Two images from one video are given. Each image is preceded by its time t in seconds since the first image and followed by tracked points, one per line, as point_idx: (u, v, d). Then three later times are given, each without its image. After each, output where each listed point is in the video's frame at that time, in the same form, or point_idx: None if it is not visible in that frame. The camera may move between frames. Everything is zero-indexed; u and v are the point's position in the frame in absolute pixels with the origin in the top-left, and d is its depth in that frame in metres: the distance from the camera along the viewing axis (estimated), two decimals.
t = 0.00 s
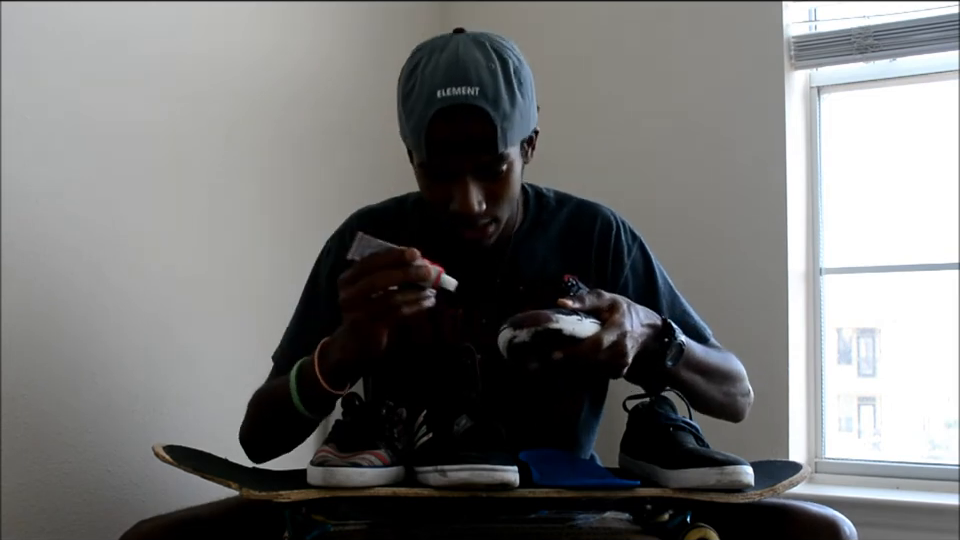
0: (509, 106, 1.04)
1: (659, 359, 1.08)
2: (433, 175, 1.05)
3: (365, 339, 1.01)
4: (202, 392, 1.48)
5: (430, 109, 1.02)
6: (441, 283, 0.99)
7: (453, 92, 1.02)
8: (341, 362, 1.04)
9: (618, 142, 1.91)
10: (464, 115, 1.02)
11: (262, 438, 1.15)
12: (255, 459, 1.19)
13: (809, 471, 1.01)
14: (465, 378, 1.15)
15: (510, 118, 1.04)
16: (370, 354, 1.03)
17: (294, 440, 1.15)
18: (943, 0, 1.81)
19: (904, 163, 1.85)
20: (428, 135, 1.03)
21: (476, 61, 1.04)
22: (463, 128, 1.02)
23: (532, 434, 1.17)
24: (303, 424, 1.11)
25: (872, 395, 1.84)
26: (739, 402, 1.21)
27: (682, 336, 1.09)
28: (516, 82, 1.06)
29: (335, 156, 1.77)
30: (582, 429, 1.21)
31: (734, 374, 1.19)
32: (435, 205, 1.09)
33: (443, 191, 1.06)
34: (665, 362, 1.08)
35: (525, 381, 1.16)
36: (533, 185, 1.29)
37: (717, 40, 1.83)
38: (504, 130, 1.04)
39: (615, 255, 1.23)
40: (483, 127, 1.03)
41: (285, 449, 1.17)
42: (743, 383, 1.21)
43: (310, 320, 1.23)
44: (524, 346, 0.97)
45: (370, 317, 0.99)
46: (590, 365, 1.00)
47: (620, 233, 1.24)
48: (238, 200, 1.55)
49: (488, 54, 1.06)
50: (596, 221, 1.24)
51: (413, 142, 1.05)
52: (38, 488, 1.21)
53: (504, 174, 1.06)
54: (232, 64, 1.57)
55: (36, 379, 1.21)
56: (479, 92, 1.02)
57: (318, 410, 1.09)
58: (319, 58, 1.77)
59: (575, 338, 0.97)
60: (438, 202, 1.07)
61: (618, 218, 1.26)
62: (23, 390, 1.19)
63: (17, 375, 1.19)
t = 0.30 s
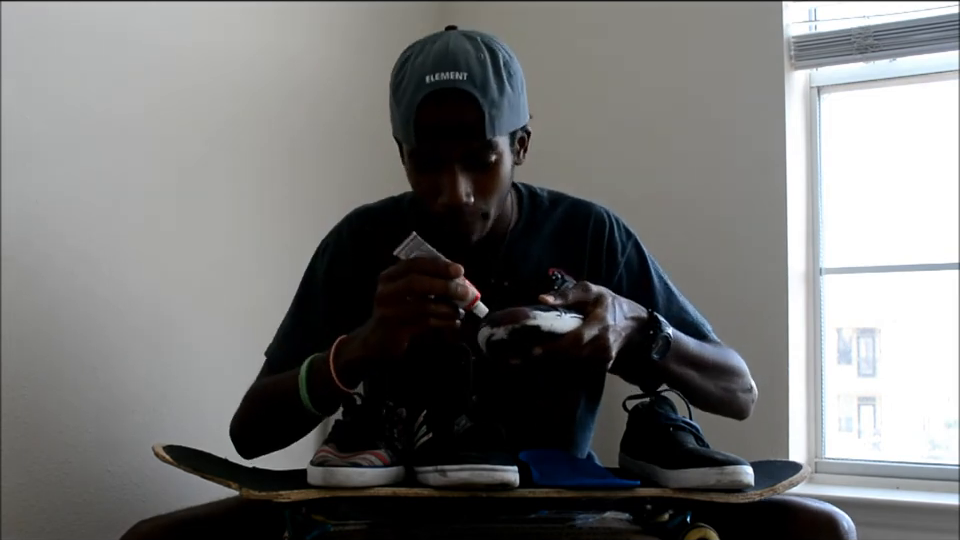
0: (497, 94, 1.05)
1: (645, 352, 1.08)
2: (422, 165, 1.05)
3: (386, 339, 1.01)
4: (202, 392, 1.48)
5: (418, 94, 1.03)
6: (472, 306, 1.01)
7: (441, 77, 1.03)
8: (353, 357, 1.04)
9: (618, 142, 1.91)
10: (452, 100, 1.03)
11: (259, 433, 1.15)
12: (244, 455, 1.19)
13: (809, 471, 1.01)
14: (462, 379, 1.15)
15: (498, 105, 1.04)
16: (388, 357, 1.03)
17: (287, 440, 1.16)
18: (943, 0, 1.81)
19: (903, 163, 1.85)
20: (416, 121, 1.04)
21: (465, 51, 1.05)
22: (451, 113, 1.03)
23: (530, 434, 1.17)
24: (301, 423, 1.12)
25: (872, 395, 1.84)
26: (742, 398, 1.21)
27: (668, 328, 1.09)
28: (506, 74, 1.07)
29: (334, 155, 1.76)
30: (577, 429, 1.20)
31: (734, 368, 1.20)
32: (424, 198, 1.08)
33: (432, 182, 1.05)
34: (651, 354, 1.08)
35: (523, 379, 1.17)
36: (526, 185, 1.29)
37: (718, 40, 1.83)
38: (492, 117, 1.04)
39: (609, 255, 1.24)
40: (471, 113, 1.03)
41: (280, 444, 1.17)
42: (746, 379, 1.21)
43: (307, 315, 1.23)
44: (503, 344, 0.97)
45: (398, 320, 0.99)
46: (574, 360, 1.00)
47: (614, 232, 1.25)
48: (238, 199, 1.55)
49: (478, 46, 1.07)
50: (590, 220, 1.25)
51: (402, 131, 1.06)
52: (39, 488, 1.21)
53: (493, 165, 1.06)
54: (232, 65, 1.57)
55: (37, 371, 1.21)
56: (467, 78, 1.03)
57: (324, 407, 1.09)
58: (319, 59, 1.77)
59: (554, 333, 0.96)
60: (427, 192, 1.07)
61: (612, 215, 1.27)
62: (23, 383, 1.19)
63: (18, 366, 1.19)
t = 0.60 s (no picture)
0: (493, 116, 1.04)
1: (640, 348, 1.08)
2: (421, 187, 1.05)
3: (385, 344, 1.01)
4: (202, 391, 1.48)
5: (414, 120, 1.03)
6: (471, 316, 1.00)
7: (436, 103, 1.02)
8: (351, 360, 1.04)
9: (618, 141, 1.91)
10: (448, 126, 1.02)
11: (256, 426, 1.16)
12: (237, 444, 1.20)
13: (809, 471, 1.01)
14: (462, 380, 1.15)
15: (495, 127, 1.04)
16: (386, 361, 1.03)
17: (281, 433, 1.16)
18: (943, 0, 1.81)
19: (903, 163, 1.85)
20: (413, 146, 1.03)
21: (460, 71, 1.05)
22: (447, 140, 1.02)
23: (531, 435, 1.17)
24: (297, 418, 1.13)
25: (872, 395, 1.84)
26: (744, 392, 1.21)
27: (665, 325, 1.09)
28: (501, 91, 1.07)
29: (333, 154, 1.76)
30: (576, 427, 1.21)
31: (734, 362, 1.19)
32: (425, 216, 1.09)
33: (431, 203, 1.06)
34: (647, 350, 1.08)
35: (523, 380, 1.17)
36: (525, 184, 1.29)
37: (718, 40, 1.83)
38: (489, 140, 1.04)
39: (608, 253, 1.24)
40: (467, 138, 1.02)
41: (276, 436, 1.18)
42: (747, 373, 1.21)
43: (309, 306, 1.24)
44: (490, 344, 0.98)
45: (398, 324, 0.99)
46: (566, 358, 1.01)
47: (613, 231, 1.25)
48: (237, 199, 1.55)
49: (473, 64, 1.07)
50: (589, 220, 1.25)
51: (400, 154, 1.06)
52: (39, 488, 1.21)
53: (493, 183, 1.06)
54: (232, 65, 1.57)
55: (37, 363, 1.21)
56: (463, 102, 1.02)
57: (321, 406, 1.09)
58: (319, 59, 1.78)
59: (541, 332, 0.97)
60: (428, 212, 1.07)
61: (610, 213, 1.27)
62: (22, 374, 1.19)
63: (18, 357, 1.19)
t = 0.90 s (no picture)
0: (490, 114, 1.04)
1: (638, 351, 1.09)
2: (419, 188, 1.06)
3: (402, 326, 1.00)
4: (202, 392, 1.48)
5: (411, 119, 1.03)
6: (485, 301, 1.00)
7: (432, 101, 1.02)
8: (362, 346, 1.04)
9: (617, 141, 1.90)
10: (444, 125, 1.02)
11: (255, 425, 1.16)
12: (233, 445, 1.20)
13: (809, 471, 1.02)
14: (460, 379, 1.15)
15: (491, 126, 1.04)
16: (399, 347, 1.03)
17: (277, 433, 1.17)
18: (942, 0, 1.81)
19: (903, 163, 1.85)
20: (410, 146, 1.03)
21: (455, 69, 1.05)
22: (444, 139, 1.02)
23: (530, 435, 1.17)
24: (293, 417, 1.13)
25: (872, 395, 1.81)
26: (745, 393, 1.21)
27: (664, 329, 1.09)
28: (497, 88, 1.07)
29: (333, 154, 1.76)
30: (575, 426, 1.21)
31: (735, 363, 1.19)
32: (423, 217, 1.09)
33: (430, 203, 1.06)
34: (644, 354, 1.08)
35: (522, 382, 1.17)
36: (524, 185, 1.29)
37: (718, 40, 1.83)
38: (486, 139, 1.04)
39: (608, 253, 1.23)
40: (463, 137, 1.03)
41: (275, 436, 1.18)
42: (747, 373, 1.21)
43: (308, 303, 1.24)
44: (488, 354, 1.01)
45: (416, 306, 0.98)
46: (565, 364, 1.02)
47: (612, 231, 1.25)
48: (237, 199, 1.55)
49: (468, 62, 1.07)
50: (587, 220, 1.25)
51: (397, 155, 1.06)
52: (39, 488, 1.20)
53: (491, 182, 1.06)
54: (231, 65, 1.56)
55: (32, 367, 1.21)
56: (458, 101, 1.02)
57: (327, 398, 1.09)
58: (319, 59, 1.77)
59: (537, 341, 0.98)
60: (426, 213, 1.07)
61: (609, 213, 1.27)
62: (21, 378, 1.19)
63: (17, 360, 1.19)
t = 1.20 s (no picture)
0: (483, 116, 1.04)
1: (639, 352, 1.09)
2: (413, 189, 1.05)
3: (389, 343, 1.00)
4: (203, 392, 1.48)
5: (404, 120, 1.03)
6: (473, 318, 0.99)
7: (425, 104, 1.02)
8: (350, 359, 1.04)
9: (617, 141, 1.91)
10: (437, 127, 1.02)
11: (255, 427, 1.15)
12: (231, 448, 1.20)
13: (809, 471, 1.02)
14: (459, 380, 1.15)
15: (485, 129, 1.04)
16: (388, 361, 1.03)
17: (273, 438, 1.16)
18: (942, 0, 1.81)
19: (902, 163, 1.85)
20: (404, 148, 1.03)
21: (450, 72, 1.05)
22: (437, 141, 1.02)
23: (531, 435, 1.17)
24: (291, 422, 1.12)
25: (872, 395, 1.84)
26: (749, 390, 1.21)
27: (665, 328, 1.09)
28: (492, 90, 1.07)
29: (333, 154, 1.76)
30: (576, 426, 1.21)
31: (737, 362, 1.19)
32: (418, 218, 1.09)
33: (423, 206, 1.05)
34: (645, 354, 1.09)
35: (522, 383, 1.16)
36: (524, 185, 1.29)
37: (718, 40, 1.83)
38: (479, 141, 1.03)
39: (608, 253, 1.23)
40: (455, 139, 1.02)
41: (276, 438, 1.17)
42: (751, 371, 1.21)
43: (306, 308, 1.24)
44: (486, 355, 1.00)
45: (400, 323, 0.98)
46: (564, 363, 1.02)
47: (612, 231, 1.25)
48: (237, 199, 1.55)
49: (464, 65, 1.07)
50: (587, 220, 1.25)
51: (392, 156, 1.06)
52: (39, 488, 1.21)
53: (485, 185, 1.05)
54: (231, 65, 1.56)
55: (32, 369, 1.21)
56: (452, 104, 1.02)
57: (320, 407, 1.09)
58: (319, 59, 1.77)
59: (535, 342, 0.98)
60: (420, 214, 1.07)
61: (609, 213, 1.27)
62: (22, 380, 1.19)
63: (17, 363, 1.19)
